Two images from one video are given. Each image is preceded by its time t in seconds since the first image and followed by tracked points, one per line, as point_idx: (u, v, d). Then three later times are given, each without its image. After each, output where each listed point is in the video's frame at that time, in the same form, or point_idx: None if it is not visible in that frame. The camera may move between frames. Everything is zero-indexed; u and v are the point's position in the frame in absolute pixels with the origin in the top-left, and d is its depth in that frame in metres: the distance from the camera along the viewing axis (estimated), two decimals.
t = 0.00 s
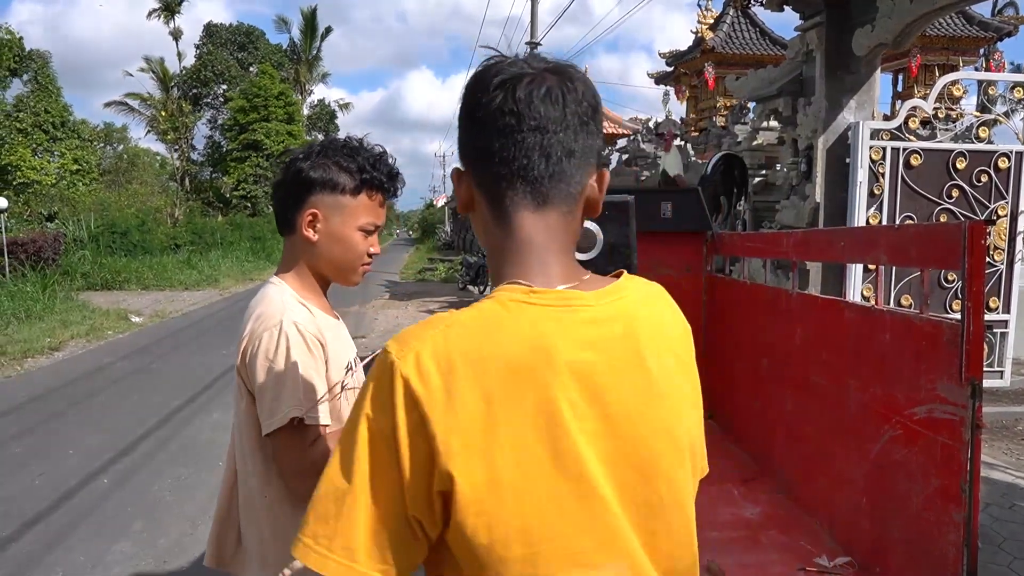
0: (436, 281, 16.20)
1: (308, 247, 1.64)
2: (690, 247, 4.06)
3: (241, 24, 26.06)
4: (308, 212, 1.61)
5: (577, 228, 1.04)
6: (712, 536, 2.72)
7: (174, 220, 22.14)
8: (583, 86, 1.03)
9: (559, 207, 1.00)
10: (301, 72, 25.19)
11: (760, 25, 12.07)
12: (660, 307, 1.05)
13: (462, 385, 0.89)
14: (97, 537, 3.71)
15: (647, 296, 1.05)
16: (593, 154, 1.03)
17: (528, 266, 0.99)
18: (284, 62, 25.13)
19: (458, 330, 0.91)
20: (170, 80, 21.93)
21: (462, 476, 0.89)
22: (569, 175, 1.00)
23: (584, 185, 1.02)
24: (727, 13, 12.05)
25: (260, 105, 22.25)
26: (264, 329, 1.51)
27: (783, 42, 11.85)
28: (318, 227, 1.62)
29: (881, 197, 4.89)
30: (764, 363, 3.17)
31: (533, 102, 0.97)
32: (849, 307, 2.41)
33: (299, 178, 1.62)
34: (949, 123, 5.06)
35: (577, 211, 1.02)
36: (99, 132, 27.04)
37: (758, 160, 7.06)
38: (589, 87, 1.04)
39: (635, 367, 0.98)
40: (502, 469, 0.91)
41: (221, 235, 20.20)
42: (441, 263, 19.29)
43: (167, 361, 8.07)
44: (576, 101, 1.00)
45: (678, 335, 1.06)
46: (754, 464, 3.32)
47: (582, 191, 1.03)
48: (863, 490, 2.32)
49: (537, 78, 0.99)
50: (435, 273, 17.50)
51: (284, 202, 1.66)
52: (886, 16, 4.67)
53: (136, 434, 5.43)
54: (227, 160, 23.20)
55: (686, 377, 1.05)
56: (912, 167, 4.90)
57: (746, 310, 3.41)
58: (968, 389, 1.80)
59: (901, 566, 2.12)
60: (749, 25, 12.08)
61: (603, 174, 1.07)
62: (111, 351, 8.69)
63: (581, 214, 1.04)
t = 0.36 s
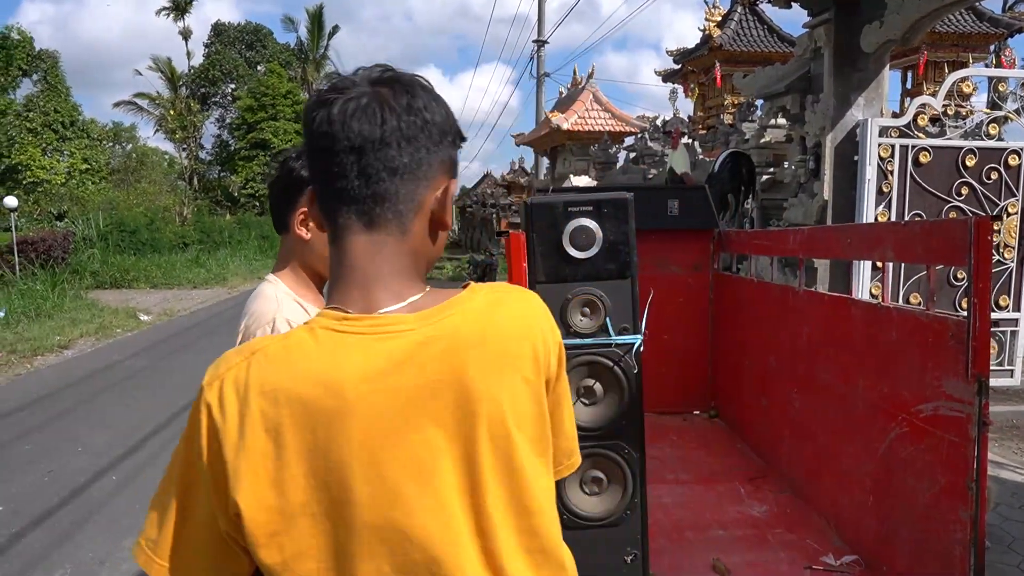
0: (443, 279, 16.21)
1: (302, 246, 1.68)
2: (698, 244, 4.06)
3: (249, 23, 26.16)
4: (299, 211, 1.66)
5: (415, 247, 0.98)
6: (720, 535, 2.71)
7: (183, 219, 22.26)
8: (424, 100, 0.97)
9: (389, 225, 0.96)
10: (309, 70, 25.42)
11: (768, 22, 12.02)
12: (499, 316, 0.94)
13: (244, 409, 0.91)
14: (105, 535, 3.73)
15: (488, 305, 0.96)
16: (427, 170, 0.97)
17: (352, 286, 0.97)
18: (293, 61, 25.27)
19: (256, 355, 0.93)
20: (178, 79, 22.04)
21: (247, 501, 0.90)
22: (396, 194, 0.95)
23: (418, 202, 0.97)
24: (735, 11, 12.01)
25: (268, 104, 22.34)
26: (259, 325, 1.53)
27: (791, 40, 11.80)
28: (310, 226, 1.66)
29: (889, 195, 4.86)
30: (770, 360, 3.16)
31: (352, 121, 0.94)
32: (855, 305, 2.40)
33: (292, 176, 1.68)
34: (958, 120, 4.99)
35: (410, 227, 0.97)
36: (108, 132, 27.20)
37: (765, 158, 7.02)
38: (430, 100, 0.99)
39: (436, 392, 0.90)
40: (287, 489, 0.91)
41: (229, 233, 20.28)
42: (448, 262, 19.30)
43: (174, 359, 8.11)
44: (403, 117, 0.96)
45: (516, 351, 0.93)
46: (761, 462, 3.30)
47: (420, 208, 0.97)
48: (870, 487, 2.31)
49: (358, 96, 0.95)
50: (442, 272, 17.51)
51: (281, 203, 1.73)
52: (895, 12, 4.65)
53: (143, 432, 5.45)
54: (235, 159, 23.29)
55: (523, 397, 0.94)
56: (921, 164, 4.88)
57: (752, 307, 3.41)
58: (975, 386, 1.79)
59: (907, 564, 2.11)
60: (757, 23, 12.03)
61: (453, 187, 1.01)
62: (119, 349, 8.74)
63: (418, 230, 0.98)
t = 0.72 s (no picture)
0: (464, 281, 16.27)
1: (297, 247, 1.75)
2: (717, 246, 4.04)
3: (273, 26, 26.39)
4: (297, 212, 1.74)
5: (152, 274, 1.04)
6: (735, 537, 2.70)
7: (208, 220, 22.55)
8: (154, 128, 1.02)
9: (128, 251, 1.02)
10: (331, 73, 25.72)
11: (791, 23, 11.91)
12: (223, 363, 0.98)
13: None
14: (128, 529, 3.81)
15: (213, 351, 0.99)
16: (152, 201, 1.01)
17: (95, 318, 1.04)
18: (316, 64, 25.55)
19: (11, 370, 1.04)
20: (204, 82, 22.37)
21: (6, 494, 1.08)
22: (130, 219, 1.01)
23: (156, 232, 1.03)
24: (757, 12, 11.92)
25: (291, 106, 22.58)
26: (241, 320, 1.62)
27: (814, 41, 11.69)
28: (307, 227, 1.74)
29: (913, 197, 4.81)
30: (788, 363, 3.14)
31: (84, 148, 1.00)
32: (873, 307, 2.38)
33: (291, 179, 1.74)
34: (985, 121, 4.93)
35: (143, 259, 1.03)
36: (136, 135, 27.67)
37: (786, 160, 6.96)
38: (164, 129, 1.02)
39: (145, 449, 0.97)
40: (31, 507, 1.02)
41: (253, 234, 20.52)
42: (470, 263, 19.35)
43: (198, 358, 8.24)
44: (129, 149, 1.00)
45: (222, 406, 0.96)
46: (779, 466, 3.28)
47: (158, 236, 1.03)
48: (886, 492, 2.29)
49: (80, 136, 1.00)
50: (464, 273, 17.57)
51: (281, 203, 1.79)
52: (919, 12, 4.59)
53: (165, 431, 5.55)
54: (259, 160, 23.55)
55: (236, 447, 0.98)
56: (945, 166, 4.81)
57: (771, 310, 3.38)
58: (993, 390, 1.77)
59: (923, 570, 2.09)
60: (779, 24, 11.93)
61: (194, 211, 1.04)
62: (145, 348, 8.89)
63: (153, 262, 1.03)
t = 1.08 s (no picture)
0: (486, 281, 16.29)
1: (284, 252, 1.78)
2: (737, 246, 4.02)
3: (297, 28, 26.65)
4: (283, 218, 1.77)
5: (117, 252, 1.10)
6: (752, 540, 2.69)
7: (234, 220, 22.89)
8: (114, 112, 1.06)
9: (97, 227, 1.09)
10: (355, 74, 25.93)
11: (816, 22, 11.78)
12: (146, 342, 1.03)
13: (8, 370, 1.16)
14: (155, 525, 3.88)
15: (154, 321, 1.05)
16: (109, 178, 1.06)
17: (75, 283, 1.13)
18: (339, 65, 25.76)
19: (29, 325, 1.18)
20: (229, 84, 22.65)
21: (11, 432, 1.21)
22: (97, 198, 1.07)
23: (117, 211, 1.08)
24: (781, 10, 11.80)
25: (315, 107, 22.79)
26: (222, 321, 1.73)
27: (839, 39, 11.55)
28: (293, 232, 1.77)
29: (939, 197, 4.75)
30: (808, 363, 3.12)
31: (54, 131, 1.05)
32: (892, 309, 2.36)
33: (276, 185, 1.78)
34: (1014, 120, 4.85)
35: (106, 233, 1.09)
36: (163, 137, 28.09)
37: (809, 161, 6.87)
38: (121, 110, 1.06)
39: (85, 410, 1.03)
40: (10, 434, 1.15)
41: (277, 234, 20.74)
42: (492, 264, 19.38)
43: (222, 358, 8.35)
44: (88, 130, 1.05)
45: (138, 382, 1.02)
46: (799, 469, 3.25)
47: (122, 214, 1.08)
48: (905, 495, 2.27)
49: (60, 112, 1.06)
50: (486, 273, 17.59)
51: (267, 212, 1.83)
52: (945, 10, 4.52)
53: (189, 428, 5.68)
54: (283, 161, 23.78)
55: (136, 425, 1.02)
56: (972, 166, 4.72)
57: (790, 310, 3.37)
58: (1008, 393, 1.75)
59: None
60: (804, 22, 11.81)
61: (151, 193, 1.08)
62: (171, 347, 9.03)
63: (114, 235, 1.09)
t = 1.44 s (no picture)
0: (503, 281, 16.33)
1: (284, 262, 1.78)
2: (757, 247, 4.01)
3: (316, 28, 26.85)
4: (281, 230, 1.77)
5: (152, 250, 1.14)
6: (770, 542, 2.69)
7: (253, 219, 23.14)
8: (167, 118, 1.12)
9: (138, 224, 1.14)
10: (373, 74, 26.12)
11: (837, 20, 11.67)
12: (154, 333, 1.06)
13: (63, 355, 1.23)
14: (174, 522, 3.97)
15: (171, 313, 1.08)
16: (153, 178, 1.11)
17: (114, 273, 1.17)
18: (358, 65, 25.96)
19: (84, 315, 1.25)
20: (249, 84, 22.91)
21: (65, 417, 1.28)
22: (142, 198, 1.12)
23: (156, 209, 1.12)
24: (802, 9, 11.70)
25: (334, 107, 22.97)
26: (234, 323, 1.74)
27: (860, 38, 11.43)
28: (292, 244, 1.77)
29: (962, 197, 4.70)
30: (828, 365, 3.10)
31: (113, 131, 1.12)
32: (915, 312, 2.35)
33: (270, 199, 1.77)
34: None
35: (146, 227, 1.14)
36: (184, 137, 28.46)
37: (830, 160, 6.83)
38: (173, 116, 1.12)
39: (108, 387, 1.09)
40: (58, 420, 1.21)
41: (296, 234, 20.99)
42: (509, 263, 19.40)
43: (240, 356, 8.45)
44: (140, 132, 1.11)
45: (147, 370, 1.05)
46: (819, 472, 3.23)
47: (162, 213, 1.12)
48: (928, 499, 2.25)
49: (118, 115, 1.12)
50: (503, 273, 17.63)
51: (261, 222, 1.82)
52: (970, 8, 4.46)
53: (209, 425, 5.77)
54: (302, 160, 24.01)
55: (142, 409, 1.07)
56: (996, 166, 4.63)
57: (811, 311, 3.35)
58: None
59: None
60: (825, 21, 11.71)
61: (189, 196, 1.12)
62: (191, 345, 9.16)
63: (153, 231, 1.13)
